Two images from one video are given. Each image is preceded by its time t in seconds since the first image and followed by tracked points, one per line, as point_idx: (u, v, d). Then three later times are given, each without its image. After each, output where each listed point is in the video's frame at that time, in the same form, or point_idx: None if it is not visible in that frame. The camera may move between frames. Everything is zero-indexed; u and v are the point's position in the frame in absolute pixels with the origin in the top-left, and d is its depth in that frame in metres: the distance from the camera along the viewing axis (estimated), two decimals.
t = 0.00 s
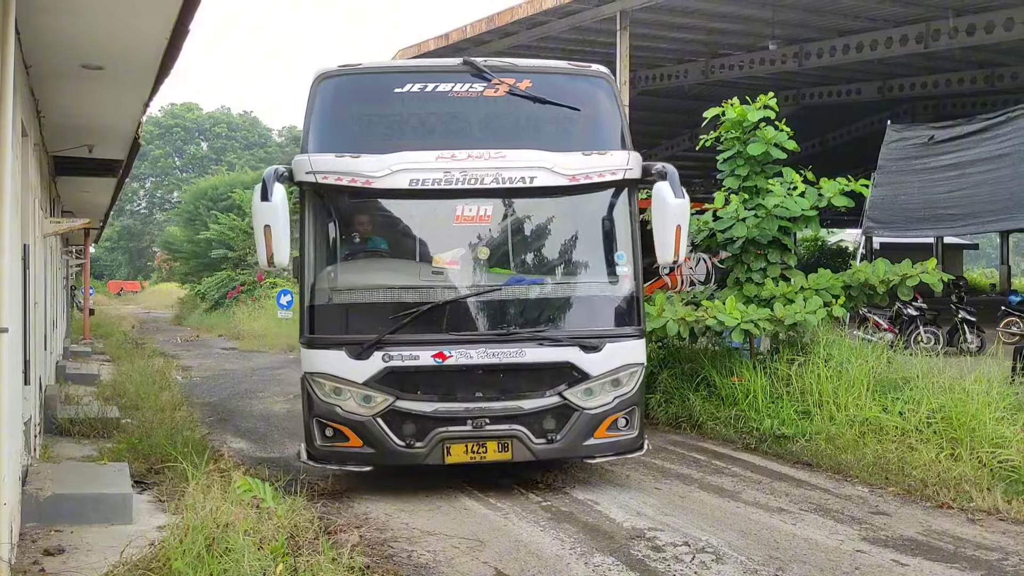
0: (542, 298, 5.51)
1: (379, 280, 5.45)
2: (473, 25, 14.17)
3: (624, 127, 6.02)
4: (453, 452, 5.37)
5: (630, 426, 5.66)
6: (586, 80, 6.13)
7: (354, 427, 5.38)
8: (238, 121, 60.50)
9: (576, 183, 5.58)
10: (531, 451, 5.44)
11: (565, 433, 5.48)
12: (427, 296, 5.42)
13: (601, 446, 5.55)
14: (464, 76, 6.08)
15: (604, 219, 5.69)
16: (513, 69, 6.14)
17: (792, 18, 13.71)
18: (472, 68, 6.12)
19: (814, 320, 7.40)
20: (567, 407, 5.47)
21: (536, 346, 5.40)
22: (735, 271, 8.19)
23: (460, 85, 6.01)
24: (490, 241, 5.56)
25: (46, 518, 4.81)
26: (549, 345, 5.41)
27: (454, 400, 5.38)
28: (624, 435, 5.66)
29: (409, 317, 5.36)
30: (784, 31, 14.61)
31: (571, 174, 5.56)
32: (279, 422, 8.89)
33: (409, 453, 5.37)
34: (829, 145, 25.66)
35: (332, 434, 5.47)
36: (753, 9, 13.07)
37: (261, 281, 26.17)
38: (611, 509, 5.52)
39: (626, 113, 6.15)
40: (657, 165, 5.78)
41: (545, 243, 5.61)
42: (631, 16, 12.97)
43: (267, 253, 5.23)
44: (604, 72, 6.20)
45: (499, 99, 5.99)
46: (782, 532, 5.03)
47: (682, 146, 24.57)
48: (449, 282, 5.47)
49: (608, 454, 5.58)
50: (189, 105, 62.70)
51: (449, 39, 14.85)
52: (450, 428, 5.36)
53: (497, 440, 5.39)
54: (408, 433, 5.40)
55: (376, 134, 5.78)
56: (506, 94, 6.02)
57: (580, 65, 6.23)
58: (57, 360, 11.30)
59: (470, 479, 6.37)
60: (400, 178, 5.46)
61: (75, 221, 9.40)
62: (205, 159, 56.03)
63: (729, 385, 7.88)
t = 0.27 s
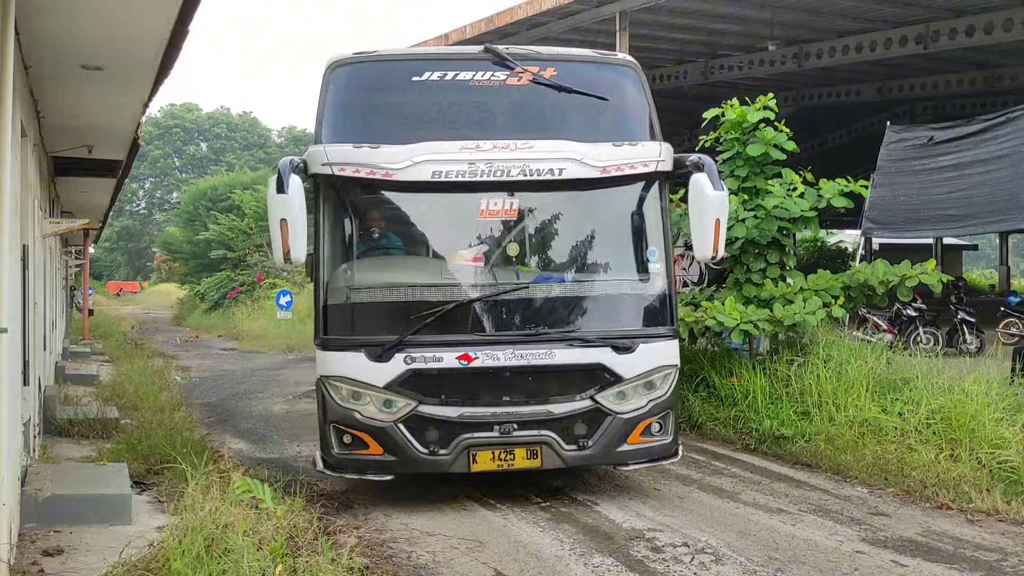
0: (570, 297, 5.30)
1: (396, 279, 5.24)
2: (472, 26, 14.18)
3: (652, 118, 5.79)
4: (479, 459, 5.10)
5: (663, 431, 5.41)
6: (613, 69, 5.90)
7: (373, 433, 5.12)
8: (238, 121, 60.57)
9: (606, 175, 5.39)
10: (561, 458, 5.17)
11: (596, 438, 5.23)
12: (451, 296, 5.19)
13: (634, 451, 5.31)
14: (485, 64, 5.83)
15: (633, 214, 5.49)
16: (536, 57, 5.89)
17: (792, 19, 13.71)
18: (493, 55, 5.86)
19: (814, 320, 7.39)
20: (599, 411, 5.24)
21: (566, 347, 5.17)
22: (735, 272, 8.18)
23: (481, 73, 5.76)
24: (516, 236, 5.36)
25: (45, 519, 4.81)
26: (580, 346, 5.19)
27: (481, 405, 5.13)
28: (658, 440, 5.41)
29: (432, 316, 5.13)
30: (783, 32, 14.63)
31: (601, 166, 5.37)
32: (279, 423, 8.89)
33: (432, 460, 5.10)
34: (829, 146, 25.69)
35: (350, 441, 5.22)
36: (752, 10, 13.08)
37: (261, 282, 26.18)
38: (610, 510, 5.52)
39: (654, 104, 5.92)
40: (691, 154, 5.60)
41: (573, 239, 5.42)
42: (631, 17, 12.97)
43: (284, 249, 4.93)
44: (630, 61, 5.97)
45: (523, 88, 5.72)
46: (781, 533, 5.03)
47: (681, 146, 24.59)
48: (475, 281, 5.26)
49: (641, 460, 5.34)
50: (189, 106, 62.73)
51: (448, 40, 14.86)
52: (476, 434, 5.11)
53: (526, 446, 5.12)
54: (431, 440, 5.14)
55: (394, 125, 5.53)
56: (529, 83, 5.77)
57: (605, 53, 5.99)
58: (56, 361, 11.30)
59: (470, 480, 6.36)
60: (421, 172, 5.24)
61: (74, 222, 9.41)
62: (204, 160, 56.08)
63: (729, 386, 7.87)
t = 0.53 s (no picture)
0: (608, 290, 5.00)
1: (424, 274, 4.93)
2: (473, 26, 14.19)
3: (686, 101, 5.62)
4: (517, 464, 4.78)
5: (708, 430, 5.10)
6: (642, 53, 5.75)
7: (402, 437, 4.78)
8: (238, 121, 60.64)
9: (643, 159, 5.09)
10: (604, 461, 4.85)
11: (639, 439, 4.91)
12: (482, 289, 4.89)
13: (679, 452, 4.98)
14: (510, 46, 5.66)
15: (669, 202, 5.20)
16: (563, 40, 5.74)
17: (792, 19, 13.72)
18: (517, 38, 5.70)
19: (814, 321, 7.40)
20: (641, 410, 4.92)
21: (606, 342, 4.86)
22: (735, 273, 8.17)
23: (507, 55, 5.58)
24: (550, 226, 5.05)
25: (45, 519, 4.81)
26: (621, 341, 4.88)
27: (517, 405, 4.80)
28: (702, 441, 5.09)
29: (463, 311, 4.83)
30: (783, 33, 14.63)
31: (639, 150, 5.08)
32: (279, 422, 8.90)
33: (467, 466, 4.77)
34: (828, 146, 25.73)
35: (377, 447, 4.87)
36: (752, 10, 13.09)
37: (260, 282, 26.20)
38: (610, 510, 5.51)
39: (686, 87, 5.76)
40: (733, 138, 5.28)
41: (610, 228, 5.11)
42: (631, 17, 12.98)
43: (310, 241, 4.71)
44: (658, 44, 5.83)
45: (553, 71, 5.54)
46: (781, 534, 5.03)
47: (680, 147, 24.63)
48: (508, 272, 4.96)
49: (687, 461, 5.01)
50: (188, 106, 62.77)
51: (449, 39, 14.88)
52: (512, 437, 4.78)
53: (567, 448, 4.80)
54: (465, 444, 4.81)
55: (420, 109, 5.31)
56: (557, 65, 5.59)
57: (633, 36, 5.84)
58: (56, 361, 11.31)
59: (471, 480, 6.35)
60: (450, 156, 4.92)
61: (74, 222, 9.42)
62: (204, 160, 56.14)
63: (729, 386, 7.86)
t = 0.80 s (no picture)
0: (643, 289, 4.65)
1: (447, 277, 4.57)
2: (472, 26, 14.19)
3: (712, 87, 5.31)
4: (553, 478, 4.44)
5: (753, 433, 4.76)
6: (664, 36, 5.42)
7: (431, 456, 4.41)
8: (237, 122, 60.72)
9: (672, 146, 4.77)
10: (644, 471, 4.52)
11: (681, 447, 4.57)
12: (510, 293, 4.54)
13: (724, 459, 4.64)
14: (524, 33, 5.34)
15: (700, 192, 4.88)
16: (580, 25, 5.42)
17: (793, 19, 13.71)
18: (532, 23, 5.39)
19: (814, 321, 7.40)
20: (682, 416, 4.58)
21: (642, 344, 4.51)
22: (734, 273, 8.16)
23: (521, 42, 5.26)
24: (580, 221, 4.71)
25: (45, 520, 4.82)
26: (658, 344, 4.53)
27: (551, 415, 4.46)
28: (747, 445, 4.75)
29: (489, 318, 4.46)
30: (783, 33, 14.64)
31: (669, 139, 4.76)
32: (278, 423, 8.91)
33: (501, 482, 4.41)
34: (827, 147, 25.77)
35: (403, 467, 4.48)
36: (752, 10, 13.10)
37: (260, 283, 26.22)
38: (610, 511, 5.51)
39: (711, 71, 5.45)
40: (768, 120, 4.93)
41: (643, 221, 4.78)
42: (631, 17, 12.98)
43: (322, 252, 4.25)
44: (680, 26, 5.51)
45: (572, 59, 5.22)
46: (781, 534, 5.03)
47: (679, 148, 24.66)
48: (536, 273, 4.62)
49: (732, 468, 4.68)
50: (187, 107, 62.81)
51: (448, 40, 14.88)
52: (547, 449, 4.44)
53: (605, 459, 4.46)
54: (497, 459, 4.45)
55: (433, 103, 4.98)
56: (575, 52, 5.27)
57: (652, 19, 5.52)
58: (55, 362, 11.31)
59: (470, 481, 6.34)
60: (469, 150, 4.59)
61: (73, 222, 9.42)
62: (203, 161, 56.19)
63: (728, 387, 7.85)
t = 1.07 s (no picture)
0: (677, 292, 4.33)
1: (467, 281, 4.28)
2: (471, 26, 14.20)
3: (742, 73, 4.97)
4: (585, 495, 4.09)
5: (795, 442, 4.44)
6: (688, 21, 5.08)
7: (455, 473, 4.09)
8: (235, 123, 60.76)
9: (705, 137, 4.45)
10: (683, 485, 4.18)
11: (722, 458, 4.24)
12: (534, 297, 4.21)
13: (767, 470, 4.32)
14: (539, 20, 4.98)
15: (730, 186, 4.56)
16: (598, 11, 5.07)
17: (791, 20, 13.72)
18: (547, 10, 5.04)
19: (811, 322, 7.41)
20: (721, 425, 4.25)
21: (678, 350, 4.19)
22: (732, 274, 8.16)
23: (536, 29, 4.91)
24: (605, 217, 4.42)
25: (43, 520, 4.82)
26: (695, 349, 4.20)
27: (583, 427, 4.15)
28: (790, 455, 4.42)
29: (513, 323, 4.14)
30: (781, 34, 14.66)
31: (700, 129, 4.44)
32: (277, 423, 8.91)
33: (530, 500, 4.08)
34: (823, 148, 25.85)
35: (425, 485, 4.16)
36: (749, 12, 13.11)
37: (259, 283, 26.21)
38: (608, 512, 5.50)
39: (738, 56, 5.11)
40: (805, 108, 4.65)
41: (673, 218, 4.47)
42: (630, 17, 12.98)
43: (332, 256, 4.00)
44: (704, 10, 5.17)
45: (593, 46, 4.87)
46: (778, 536, 5.02)
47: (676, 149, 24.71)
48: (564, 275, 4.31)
49: (776, 480, 4.35)
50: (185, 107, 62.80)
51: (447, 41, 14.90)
52: (578, 465, 4.10)
53: (640, 473, 4.12)
54: (526, 475, 4.12)
55: (445, 94, 4.63)
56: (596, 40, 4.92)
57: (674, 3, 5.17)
58: (53, 362, 11.29)
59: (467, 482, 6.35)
60: (488, 145, 4.28)
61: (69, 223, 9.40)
62: (201, 161, 56.23)
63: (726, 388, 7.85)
